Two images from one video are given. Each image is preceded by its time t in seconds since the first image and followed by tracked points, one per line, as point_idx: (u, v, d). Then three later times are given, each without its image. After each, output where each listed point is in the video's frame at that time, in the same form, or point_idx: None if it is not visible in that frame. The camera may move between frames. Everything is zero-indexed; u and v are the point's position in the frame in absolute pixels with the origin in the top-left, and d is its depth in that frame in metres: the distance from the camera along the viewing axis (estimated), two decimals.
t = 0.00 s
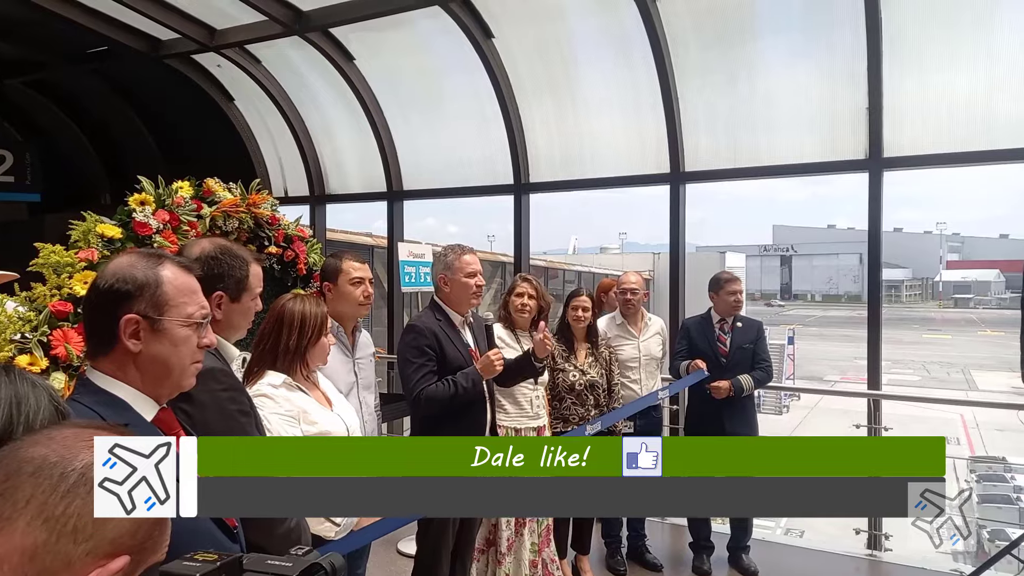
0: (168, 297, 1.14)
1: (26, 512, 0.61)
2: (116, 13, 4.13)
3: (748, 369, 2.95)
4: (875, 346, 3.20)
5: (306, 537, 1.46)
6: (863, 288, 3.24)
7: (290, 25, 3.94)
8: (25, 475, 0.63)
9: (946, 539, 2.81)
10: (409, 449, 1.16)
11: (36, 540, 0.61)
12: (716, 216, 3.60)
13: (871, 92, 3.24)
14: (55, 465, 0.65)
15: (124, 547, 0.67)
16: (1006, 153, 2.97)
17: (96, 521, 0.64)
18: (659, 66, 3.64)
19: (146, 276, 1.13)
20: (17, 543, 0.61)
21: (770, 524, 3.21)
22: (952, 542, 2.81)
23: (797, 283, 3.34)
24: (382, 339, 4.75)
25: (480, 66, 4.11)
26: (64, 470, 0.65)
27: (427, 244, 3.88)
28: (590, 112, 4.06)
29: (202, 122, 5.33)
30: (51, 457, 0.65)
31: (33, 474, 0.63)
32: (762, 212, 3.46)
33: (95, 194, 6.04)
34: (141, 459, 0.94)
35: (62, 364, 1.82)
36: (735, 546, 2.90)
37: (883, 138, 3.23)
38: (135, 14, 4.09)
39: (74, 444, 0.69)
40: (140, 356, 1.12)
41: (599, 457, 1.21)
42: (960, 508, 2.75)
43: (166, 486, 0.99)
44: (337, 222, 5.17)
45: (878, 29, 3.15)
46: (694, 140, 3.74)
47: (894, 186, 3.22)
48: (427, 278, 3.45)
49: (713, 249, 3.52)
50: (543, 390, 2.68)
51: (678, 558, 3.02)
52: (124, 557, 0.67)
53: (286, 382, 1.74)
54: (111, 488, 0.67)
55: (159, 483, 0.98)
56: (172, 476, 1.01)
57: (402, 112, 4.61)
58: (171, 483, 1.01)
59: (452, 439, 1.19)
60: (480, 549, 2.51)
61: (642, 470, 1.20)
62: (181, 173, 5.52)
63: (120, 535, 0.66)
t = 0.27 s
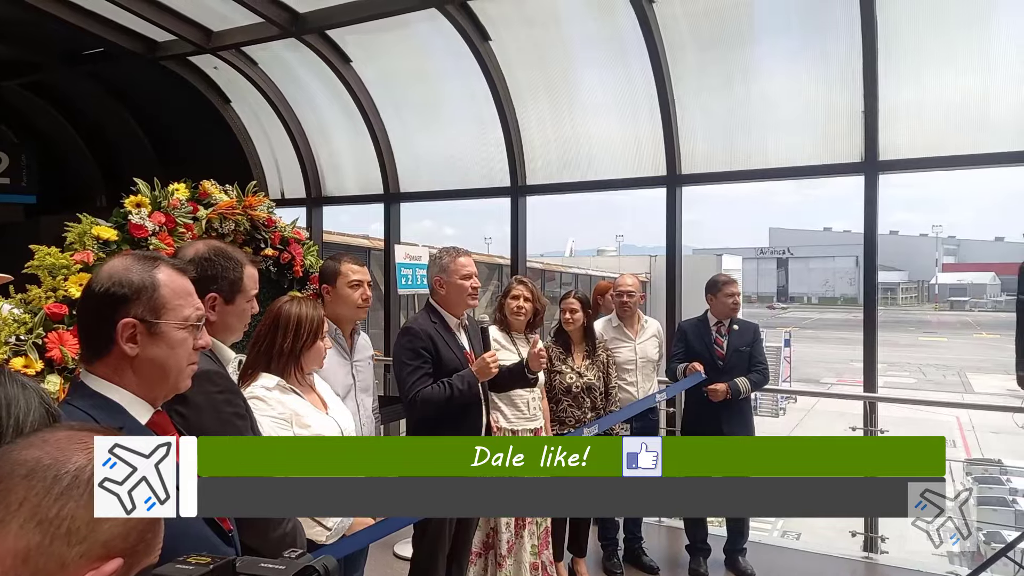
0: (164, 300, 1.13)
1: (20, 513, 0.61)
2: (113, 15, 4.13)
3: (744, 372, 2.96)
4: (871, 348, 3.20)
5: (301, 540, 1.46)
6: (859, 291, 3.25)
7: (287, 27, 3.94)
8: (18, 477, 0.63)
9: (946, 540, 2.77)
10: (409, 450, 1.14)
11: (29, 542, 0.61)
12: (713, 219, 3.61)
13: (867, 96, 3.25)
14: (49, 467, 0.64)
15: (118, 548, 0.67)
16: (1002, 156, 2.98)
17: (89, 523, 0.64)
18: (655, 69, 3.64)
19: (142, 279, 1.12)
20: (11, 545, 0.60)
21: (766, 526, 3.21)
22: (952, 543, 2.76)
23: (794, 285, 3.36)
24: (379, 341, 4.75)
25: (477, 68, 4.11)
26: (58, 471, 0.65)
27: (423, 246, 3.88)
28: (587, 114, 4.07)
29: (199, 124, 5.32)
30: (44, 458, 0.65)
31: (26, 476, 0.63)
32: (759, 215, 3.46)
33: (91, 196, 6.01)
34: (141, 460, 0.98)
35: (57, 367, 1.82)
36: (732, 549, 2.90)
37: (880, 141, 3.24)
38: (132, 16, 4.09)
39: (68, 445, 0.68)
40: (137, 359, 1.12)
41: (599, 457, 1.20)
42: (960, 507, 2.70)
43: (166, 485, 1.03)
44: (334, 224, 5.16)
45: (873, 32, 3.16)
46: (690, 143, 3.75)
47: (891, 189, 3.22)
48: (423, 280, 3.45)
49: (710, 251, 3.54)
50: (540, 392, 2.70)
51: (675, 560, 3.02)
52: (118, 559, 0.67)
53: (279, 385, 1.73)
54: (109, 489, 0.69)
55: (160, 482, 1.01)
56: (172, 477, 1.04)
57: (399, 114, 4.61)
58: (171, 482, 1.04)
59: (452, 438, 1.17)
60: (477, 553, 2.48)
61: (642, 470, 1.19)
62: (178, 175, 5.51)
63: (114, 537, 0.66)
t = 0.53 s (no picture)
0: (158, 301, 1.13)
1: (11, 517, 0.61)
2: (108, 16, 4.11)
3: (740, 374, 2.94)
4: (865, 350, 3.21)
5: (296, 543, 1.44)
6: (854, 293, 3.27)
7: (282, 29, 3.94)
8: (9, 479, 0.62)
9: (946, 539, 2.77)
10: (409, 450, 1.14)
11: (19, 546, 0.61)
12: (709, 223, 3.62)
13: (861, 98, 3.26)
14: (39, 470, 0.64)
15: (109, 551, 0.67)
16: (994, 159, 3.00)
17: (80, 526, 0.64)
18: (650, 71, 3.65)
19: (135, 281, 1.12)
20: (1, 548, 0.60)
21: (761, 527, 3.22)
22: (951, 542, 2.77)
23: (789, 288, 3.37)
24: (374, 343, 4.74)
25: (472, 70, 4.12)
26: (48, 474, 0.64)
27: (418, 248, 3.88)
28: (581, 116, 4.07)
29: (195, 125, 5.30)
30: (35, 460, 0.64)
31: (16, 478, 0.62)
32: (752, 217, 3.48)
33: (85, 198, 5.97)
34: (140, 460, 0.94)
35: (51, 369, 1.81)
36: (727, 551, 2.90)
37: (873, 144, 3.25)
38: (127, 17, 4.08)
39: (59, 448, 0.68)
40: (130, 362, 1.11)
41: (599, 457, 1.21)
42: (960, 507, 2.69)
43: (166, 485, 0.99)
44: (329, 226, 5.15)
45: (868, 35, 3.17)
46: (685, 145, 3.76)
47: (885, 191, 3.23)
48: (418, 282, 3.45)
49: (704, 253, 3.53)
50: (535, 394, 2.70)
51: (670, 563, 3.02)
52: (108, 561, 0.67)
53: (272, 388, 1.72)
54: (109, 489, 0.70)
55: (160, 483, 0.98)
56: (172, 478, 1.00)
57: (394, 116, 4.61)
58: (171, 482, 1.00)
59: (453, 438, 1.18)
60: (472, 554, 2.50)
61: (642, 471, 1.19)
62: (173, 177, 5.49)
63: (104, 540, 0.66)
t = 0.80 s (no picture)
0: (153, 305, 1.12)
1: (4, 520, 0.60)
2: (104, 18, 4.11)
3: (737, 377, 2.96)
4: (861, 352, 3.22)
5: (292, 547, 1.46)
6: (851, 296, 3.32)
7: (279, 31, 3.93)
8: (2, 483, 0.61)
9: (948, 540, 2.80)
10: (407, 450, 1.09)
11: (12, 549, 0.60)
12: (706, 223, 3.55)
13: (857, 102, 3.27)
14: (31, 473, 0.63)
15: (104, 555, 0.66)
16: (990, 163, 3.01)
17: (73, 530, 0.63)
18: (647, 73, 3.66)
19: (130, 285, 1.11)
20: None
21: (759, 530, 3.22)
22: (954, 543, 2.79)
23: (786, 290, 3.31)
24: (371, 346, 4.73)
25: (469, 73, 4.12)
26: (41, 477, 0.63)
27: (416, 251, 3.88)
28: (578, 118, 4.08)
29: (192, 127, 5.29)
30: (29, 463, 0.64)
31: (9, 482, 0.62)
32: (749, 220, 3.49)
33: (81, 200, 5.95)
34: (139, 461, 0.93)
35: (46, 372, 1.80)
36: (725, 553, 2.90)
37: (870, 147, 3.26)
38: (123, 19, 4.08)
39: (52, 451, 0.67)
40: (125, 365, 1.11)
41: (599, 457, 1.18)
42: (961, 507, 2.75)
43: (167, 485, 0.97)
44: (327, 228, 5.15)
45: (864, 39, 3.18)
46: (682, 148, 3.76)
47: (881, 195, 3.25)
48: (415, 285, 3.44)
49: (703, 255, 3.44)
50: (532, 396, 2.70)
51: (668, 566, 3.02)
52: (103, 564, 0.66)
53: (270, 392, 1.72)
54: (109, 490, 0.71)
55: (161, 482, 0.95)
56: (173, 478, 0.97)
57: (391, 118, 4.60)
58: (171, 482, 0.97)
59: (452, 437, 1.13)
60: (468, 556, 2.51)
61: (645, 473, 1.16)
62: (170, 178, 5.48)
63: (98, 543, 0.65)
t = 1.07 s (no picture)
0: (148, 309, 1.12)
1: None
2: (101, 21, 4.11)
3: (734, 380, 2.96)
4: (858, 355, 3.23)
5: (289, 552, 1.43)
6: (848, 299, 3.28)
7: (276, 35, 3.94)
8: None
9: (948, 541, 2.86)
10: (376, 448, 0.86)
11: (6, 556, 0.58)
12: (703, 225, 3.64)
13: (853, 105, 3.29)
14: (26, 480, 0.62)
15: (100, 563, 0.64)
16: (988, 166, 3.01)
17: (69, 536, 0.62)
18: (644, 77, 3.67)
19: (126, 289, 1.11)
20: None
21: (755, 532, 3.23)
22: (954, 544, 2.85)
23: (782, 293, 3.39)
24: (369, 349, 4.74)
25: (466, 76, 4.13)
26: (36, 484, 0.62)
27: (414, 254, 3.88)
28: (576, 122, 4.08)
29: (189, 130, 5.30)
30: (23, 470, 0.63)
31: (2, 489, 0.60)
32: (746, 223, 3.50)
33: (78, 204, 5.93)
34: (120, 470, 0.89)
35: (43, 376, 1.81)
36: (722, 557, 2.89)
37: (865, 151, 3.28)
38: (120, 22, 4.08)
39: (47, 458, 0.65)
40: (120, 370, 1.10)
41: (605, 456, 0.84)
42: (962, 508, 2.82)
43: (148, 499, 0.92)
44: (324, 231, 5.15)
45: (860, 44, 3.20)
46: (679, 151, 3.78)
47: (877, 198, 3.26)
48: (412, 288, 3.44)
49: (699, 258, 3.52)
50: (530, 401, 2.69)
51: (665, 569, 3.02)
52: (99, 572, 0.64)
53: (264, 396, 1.71)
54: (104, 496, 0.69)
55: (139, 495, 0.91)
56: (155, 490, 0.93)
57: (389, 121, 4.61)
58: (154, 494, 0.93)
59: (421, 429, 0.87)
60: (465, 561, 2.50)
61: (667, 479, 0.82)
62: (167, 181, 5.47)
63: (92, 551, 0.64)
